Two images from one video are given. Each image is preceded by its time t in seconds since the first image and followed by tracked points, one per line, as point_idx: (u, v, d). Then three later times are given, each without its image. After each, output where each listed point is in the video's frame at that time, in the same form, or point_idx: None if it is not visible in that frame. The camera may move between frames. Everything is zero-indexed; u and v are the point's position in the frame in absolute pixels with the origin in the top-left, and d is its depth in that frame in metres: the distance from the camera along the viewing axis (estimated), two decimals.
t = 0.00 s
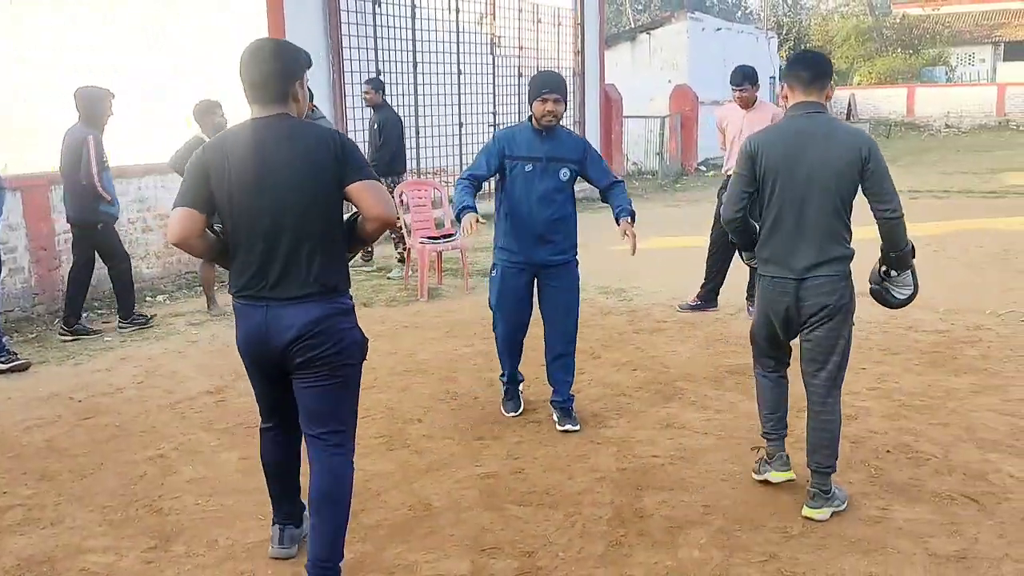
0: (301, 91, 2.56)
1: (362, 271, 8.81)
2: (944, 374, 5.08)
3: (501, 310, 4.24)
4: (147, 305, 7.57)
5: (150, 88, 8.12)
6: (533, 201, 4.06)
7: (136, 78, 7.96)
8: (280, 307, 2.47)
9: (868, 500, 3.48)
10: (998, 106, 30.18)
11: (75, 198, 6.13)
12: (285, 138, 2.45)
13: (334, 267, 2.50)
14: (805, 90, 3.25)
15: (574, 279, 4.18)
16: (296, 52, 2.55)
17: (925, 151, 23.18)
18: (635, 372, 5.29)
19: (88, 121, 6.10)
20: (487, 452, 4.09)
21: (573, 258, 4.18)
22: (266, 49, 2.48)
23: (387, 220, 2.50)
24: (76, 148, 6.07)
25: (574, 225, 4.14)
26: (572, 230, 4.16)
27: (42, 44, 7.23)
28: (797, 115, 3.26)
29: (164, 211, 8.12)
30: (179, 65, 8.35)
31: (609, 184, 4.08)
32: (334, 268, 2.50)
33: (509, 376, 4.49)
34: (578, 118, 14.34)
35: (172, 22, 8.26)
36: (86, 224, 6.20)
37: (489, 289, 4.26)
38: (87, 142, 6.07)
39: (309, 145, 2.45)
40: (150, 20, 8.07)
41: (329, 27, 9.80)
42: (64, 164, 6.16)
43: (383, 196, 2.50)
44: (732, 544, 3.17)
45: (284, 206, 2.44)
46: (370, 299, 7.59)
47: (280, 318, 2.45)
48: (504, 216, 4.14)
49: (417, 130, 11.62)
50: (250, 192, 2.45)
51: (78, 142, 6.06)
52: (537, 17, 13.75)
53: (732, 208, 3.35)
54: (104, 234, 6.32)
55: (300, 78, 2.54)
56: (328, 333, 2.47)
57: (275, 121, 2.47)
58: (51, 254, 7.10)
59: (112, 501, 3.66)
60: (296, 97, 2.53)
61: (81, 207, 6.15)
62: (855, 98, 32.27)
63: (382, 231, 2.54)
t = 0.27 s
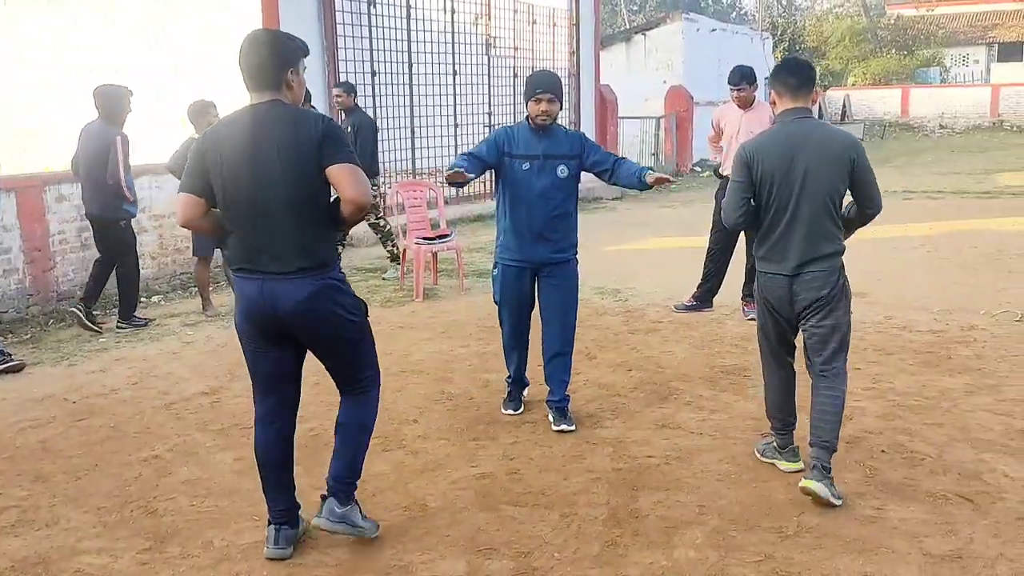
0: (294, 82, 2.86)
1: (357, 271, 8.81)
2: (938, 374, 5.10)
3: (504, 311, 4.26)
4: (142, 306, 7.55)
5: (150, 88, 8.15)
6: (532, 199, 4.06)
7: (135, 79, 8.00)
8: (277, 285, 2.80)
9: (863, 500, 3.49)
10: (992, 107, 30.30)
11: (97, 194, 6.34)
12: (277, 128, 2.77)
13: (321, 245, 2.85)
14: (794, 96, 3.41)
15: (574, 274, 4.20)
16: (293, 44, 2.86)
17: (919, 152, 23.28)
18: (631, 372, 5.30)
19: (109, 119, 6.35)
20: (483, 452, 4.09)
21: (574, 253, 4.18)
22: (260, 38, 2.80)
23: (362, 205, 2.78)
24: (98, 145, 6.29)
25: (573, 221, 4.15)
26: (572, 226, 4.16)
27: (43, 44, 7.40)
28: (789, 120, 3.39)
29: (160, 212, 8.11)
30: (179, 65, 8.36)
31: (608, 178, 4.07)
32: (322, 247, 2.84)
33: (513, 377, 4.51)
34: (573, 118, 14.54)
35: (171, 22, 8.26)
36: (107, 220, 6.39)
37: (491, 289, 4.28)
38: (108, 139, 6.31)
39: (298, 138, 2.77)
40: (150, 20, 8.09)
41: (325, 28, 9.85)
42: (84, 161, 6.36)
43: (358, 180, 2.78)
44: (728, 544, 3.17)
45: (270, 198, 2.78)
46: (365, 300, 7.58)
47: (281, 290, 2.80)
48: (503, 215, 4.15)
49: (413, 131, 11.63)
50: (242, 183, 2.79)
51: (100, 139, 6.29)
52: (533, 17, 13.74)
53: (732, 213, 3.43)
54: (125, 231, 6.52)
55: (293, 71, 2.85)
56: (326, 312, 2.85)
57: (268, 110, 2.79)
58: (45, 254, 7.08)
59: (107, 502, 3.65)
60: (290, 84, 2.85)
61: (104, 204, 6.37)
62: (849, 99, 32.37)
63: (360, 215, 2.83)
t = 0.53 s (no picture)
0: (316, 91, 2.98)
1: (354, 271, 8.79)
2: (934, 374, 5.10)
3: (500, 313, 4.25)
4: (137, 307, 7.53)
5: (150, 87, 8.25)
6: (527, 199, 4.05)
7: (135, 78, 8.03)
8: (288, 279, 2.92)
9: (859, 500, 3.49)
10: (988, 107, 30.36)
11: (106, 192, 6.45)
12: (296, 136, 2.89)
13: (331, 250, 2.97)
14: (785, 93, 3.65)
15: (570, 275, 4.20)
16: (316, 53, 2.97)
17: (914, 152, 23.34)
18: (627, 372, 5.30)
19: (121, 119, 6.46)
20: (479, 453, 4.09)
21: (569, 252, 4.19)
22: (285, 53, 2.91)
23: (366, 223, 2.86)
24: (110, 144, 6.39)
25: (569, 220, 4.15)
26: (567, 225, 4.16)
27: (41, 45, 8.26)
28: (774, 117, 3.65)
29: (156, 212, 8.10)
30: (179, 65, 8.41)
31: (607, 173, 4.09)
32: (331, 253, 2.96)
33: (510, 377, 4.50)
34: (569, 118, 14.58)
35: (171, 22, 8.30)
36: (117, 217, 6.51)
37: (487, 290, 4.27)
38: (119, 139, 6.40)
39: (309, 145, 2.87)
40: (150, 20, 8.24)
41: (322, 29, 9.83)
42: (94, 160, 6.45)
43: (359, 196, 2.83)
44: (724, 544, 3.17)
45: (282, 203, 2.90)
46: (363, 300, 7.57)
47: (292, 286, 2.92)
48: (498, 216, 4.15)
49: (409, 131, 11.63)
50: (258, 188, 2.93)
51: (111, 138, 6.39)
52: (529, 18, 13.76)
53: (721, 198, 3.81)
54: (131, 229, 6.63)
55: (316, 80, 2.96)
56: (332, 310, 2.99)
57: (290, 117, 2.92)
58: (40, 255, 7.06)
59: (103, 504, 3.63)
60: (313, 92, 2.97)
61: (113, 202, 6.48)
62: (845, 99, 32.44)
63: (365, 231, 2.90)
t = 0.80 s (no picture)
0: (339, 92, 3.19)
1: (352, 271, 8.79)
2: (930, 374, 5.11)
3: (494, 314, 4.27)
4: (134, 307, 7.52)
5: (151, 88, 8.22)
6: (518, 201, 4.05)
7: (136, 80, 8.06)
8: (304, 267, 3.14)
9: (855, 500, 3.50)
10: (983, 107, 30.41)
11: (113, 192, 6.59)
12: (320, 137, 3.10)
13: (351, 244, 3.19)
14: (791, 95, 3.72)
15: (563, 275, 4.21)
16: (340, 56, 3.18)
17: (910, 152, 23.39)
18: (624, 372, 5.31)
19: (129, 120, 6.59)
20: (476, 453, 4.09)
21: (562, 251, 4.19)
22: (318, 54, 3.14)
23: (382, 223, 3.08)
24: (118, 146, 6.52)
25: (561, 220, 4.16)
26: (559, 226, 4.17)
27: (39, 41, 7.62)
28: (786, 118, 3.71)
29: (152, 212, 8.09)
30: (178, 66, 8.46)
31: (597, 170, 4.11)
32: (349, 245, 3.18)
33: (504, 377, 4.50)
34: (565, 118, 14.61)
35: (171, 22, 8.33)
36: (124, 218, 6.63)
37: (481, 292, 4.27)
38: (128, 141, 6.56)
39: (332, 145, 3.09)
40: (150, 20, 8.16)
41: (319, 29, 9.82)
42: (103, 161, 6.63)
43: (381, 202, 3.06)
44: (721, 544, 3.17)
45: (304, 198, 3.11)
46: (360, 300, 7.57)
47: (307, 274, 3.14)
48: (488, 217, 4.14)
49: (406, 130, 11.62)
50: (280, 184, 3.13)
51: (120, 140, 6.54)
52: (526, 19, 13.77)
53: (730, 198, 3.84)
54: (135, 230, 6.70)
55: (338, 81, 3.18)
56: (342, 300, 3.17)
57: (315, 117, 3.15)
58: (36, 256, 7.05)
59: (99, 504, 3.63)
60: (336, 93, 3.18)
61: (118, 200, 6.61)
62: (841, 99, 32.49)
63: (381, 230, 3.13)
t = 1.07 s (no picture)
0: (337, 89, 3.29)
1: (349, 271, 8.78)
2: (927, 374, 5.11)
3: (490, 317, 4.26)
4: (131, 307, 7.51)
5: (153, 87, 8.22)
6: (516, 205, 4.05)
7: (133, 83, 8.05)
8: (294, 258, 3.31)
9: (852, 500, 3.50)
10: (981, 107, 30.45)
11: (117, 186, 6.74)
12: (314, 132, 3.22)
13: (343, 238, 3.29)
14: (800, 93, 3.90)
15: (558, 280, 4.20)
16: (338, 54, 3.28)
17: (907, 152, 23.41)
18: (622, 372, 5.31)
19: (137, 118, 6.71)
20: (474, 453, 4.08)
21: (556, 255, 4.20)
22: (314, 54, 3.24)
23: (364, 212, 3.16)
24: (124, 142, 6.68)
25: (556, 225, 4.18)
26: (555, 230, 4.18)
27: (41, 44, 7.52)
28: (800, 115, 3.89)
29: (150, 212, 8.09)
30: (176, 66, 8.44)
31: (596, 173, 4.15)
32: (341, 235, 3.28)
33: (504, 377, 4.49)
34: (563, 118, 14.61)
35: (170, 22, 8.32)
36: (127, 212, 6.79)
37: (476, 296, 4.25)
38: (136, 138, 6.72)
39: (322, 139, 3.19)
40: (150, 20, 8.15)
41: (316, 29, 9.81)
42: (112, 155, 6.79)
43: (365, 189, 3.13)
44: (719, 544, 3.17)
45: (298, 196, 3.26)
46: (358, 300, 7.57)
47: (294, 263, 3.30)
48: (484, 221, 4.12)
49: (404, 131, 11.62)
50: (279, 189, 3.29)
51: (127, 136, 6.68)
52: (524, 19, 13.78)
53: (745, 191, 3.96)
54: (137, 224, 6.83)
55: (335, 79, 3.27)
56: (324, 292, 3.28)
57: (314, 114, 3.26)
58: (33, 256, 7.04)
59: (96, 505, 3.62)
60: (333, 91, 3.28)
61: (122, 193, 6.77)
62: (838, 99, 32.51)
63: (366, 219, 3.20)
